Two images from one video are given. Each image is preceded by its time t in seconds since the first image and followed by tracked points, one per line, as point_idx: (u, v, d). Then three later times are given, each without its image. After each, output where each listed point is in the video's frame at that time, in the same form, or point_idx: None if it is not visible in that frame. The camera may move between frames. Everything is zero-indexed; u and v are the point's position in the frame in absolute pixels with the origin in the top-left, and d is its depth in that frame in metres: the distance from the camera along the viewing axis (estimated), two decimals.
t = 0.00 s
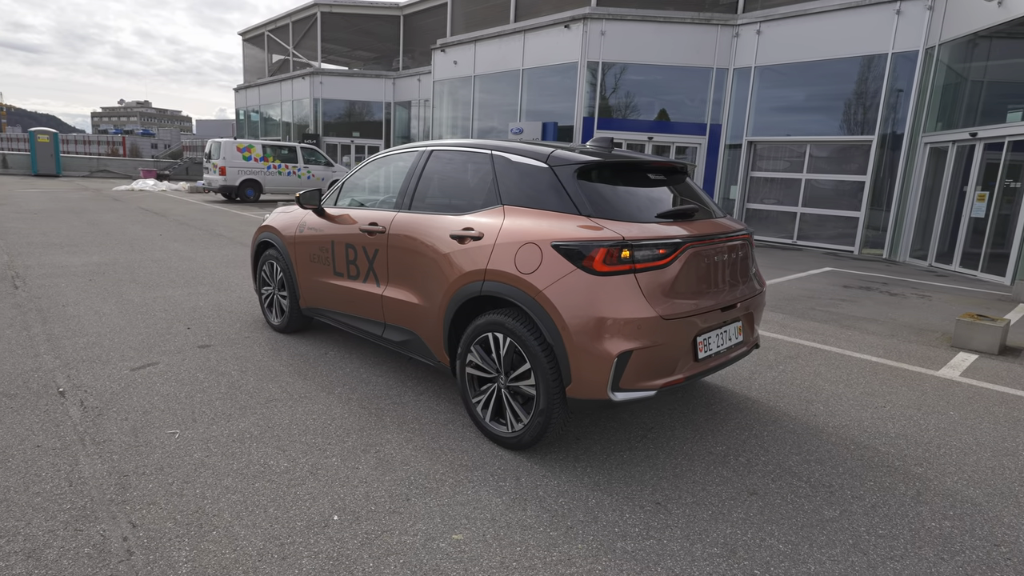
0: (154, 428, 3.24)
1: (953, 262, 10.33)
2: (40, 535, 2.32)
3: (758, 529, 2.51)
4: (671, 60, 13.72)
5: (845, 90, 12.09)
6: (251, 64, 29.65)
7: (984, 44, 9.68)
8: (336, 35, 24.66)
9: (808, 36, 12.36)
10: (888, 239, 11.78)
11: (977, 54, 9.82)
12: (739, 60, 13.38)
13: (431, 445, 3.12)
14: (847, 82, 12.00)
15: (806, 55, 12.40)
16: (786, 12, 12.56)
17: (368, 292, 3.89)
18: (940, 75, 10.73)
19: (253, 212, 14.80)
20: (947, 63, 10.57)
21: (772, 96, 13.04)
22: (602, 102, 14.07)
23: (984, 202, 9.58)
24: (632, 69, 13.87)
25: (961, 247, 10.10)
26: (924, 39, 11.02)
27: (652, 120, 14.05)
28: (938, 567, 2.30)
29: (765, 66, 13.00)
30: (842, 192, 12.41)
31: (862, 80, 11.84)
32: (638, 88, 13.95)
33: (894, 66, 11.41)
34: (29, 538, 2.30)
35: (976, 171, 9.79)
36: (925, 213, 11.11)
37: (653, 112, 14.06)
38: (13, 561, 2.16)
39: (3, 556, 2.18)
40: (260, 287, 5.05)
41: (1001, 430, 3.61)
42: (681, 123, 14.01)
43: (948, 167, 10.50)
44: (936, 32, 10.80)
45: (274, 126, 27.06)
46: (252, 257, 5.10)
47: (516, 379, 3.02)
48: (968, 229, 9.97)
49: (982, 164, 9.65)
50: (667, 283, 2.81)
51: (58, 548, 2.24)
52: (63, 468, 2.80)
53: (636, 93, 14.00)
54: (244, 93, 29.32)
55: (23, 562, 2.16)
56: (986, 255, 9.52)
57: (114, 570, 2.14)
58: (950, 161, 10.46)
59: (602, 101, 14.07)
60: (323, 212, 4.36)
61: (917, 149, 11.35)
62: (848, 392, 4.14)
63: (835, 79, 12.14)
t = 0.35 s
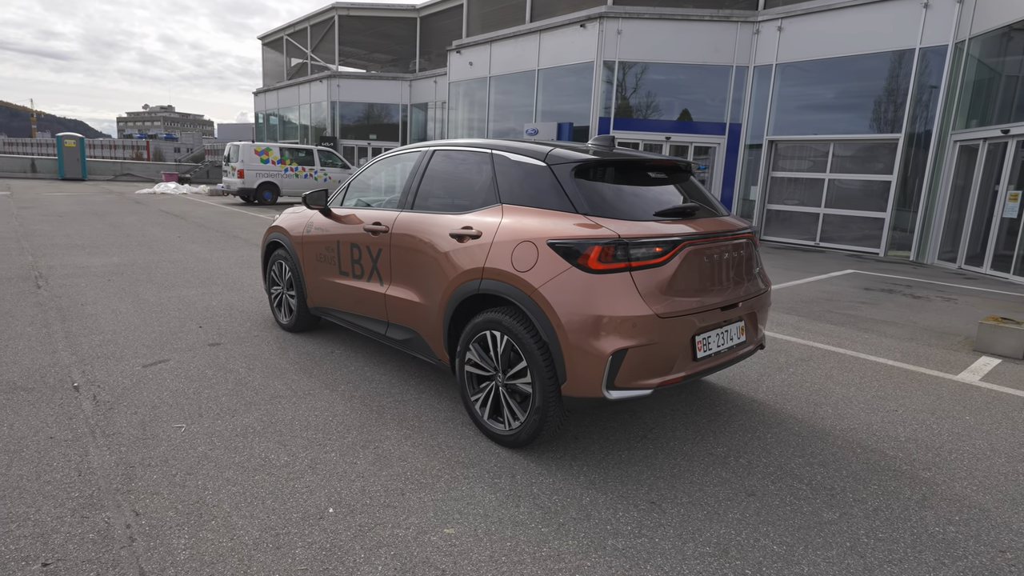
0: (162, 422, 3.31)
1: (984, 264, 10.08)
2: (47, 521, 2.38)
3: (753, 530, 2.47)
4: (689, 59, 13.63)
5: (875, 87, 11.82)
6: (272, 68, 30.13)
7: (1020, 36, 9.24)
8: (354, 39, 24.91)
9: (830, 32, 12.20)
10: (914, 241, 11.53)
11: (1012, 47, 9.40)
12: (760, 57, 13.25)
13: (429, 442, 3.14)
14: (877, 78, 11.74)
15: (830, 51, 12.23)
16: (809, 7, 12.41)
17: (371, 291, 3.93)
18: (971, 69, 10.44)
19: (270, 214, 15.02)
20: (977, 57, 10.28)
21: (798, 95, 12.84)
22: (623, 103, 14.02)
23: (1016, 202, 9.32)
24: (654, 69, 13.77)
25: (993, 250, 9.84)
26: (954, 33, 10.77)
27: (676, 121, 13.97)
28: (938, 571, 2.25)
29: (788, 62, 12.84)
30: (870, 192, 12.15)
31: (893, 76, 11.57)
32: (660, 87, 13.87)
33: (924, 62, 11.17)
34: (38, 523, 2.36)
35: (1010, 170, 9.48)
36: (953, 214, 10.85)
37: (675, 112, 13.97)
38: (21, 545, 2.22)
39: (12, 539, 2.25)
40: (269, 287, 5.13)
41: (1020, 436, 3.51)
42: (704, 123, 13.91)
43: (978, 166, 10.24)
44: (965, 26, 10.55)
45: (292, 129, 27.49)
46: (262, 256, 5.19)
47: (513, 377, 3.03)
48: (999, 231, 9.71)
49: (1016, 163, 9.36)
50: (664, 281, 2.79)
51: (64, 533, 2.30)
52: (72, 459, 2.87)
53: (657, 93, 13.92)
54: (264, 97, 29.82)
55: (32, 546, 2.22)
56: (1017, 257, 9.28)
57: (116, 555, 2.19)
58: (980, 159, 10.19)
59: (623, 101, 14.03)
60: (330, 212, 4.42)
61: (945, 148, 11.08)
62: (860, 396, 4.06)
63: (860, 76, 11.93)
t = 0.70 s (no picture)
0: (160, 418, 3.35)
1: (993, 268, 10.02)
2: (45, 512, 2.42)
3: (743, 529, 2.48)
4: (695, 60, 13.62)
5: (887, 89, 11.75)
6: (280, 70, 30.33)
7: None
8: (360, 40, 25.01)
9: (837, 33, 12.19)
10: (923, 244, 11.47)
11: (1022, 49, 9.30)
12: (767, 58, 13.22)
13: (423, 439, 3.17)
14: (888, 79, 11.67)
15: (839, 52, 12.19)
16: (816, 8, 12.38)
17: (369, 290, 3.96)
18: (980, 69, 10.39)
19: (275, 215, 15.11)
20: (987, 57, 10.19)
21: (806, 96, 12.80)
22: (631, 104, 14.01)
23: None
24: (662, 70, 13.76)
25: (1003, 253, 9.77)
26: (963, 33, 10.73)
27: (684, 122, 13.95)
28: (927, 571, 2.25)
29: (795, 63, 12.82)
30: (879, 194, 12.08)
31: (905, 76, 11.47)
32: (669, 89, 13.85)
33: (934, 62, 11.10)
34: (36, 514, 2.40)
35: (1019, 172, 9.40)
36: (962, 217, 10.79)
37: (683, 114, 13.94)
38: (19, 535, 2.26)
39: (11, 530, 2.29)
40: (270, 286, 5.18)
41: (1019, 439, 3.49)
42: (712, 125, 13.89)
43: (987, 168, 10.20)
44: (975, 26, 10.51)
45: (298, 130, 27.68)
46: (263, 256, 5.24)
47: (506, 375, 3.05)
48: (1009, 234, 9.64)
49: None
50: (657, 280, 2.80)
51: (61, 524, 2.34)
52: (72, 453, 2.92)
53: (665, 95, 13.90)
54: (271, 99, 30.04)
55: (29, 536, 2.26)
56: None
57: (111, 546, 2.22)
58: (989, 161, 10.14)
59: (631, 102, 14.01)
60: (330, 212, 4.46)
61: (953, 150, 11.03)
62: (858, 398, 4.05)
63: (870, 77, 11.88)
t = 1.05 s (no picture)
0: (148, 420, 3.35)
1: (975, 272, 10.15)
2: (27, 515, 2.42)
3: (728, 526, 2.52)
4: (689, 66, 13.69)
5: (874, 96, 11.86)
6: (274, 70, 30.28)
7: (1011, 48, 9.38)
8: (356, 41, 25.00)
9: (826, 41, 12.30)
10: (908, 248, 11.60)
11: (1004, 59, 9.53)
12: (758, 64, 13.34)
13: (414, 440, 3.19)
14: (876, 87, 11.78)
15: (827, 60, 12.31)
16: (806, 16, 12.51)
17: (362, 291, 3.98)
18: (962, 78, 10.57)
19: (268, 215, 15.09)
20: (968, 67, 10.41)
21: (797, 102, 12.90)
22: (627, 108, 14.05)
23: (1005, 210, 9.41)
24: (658, 75, 13.80)
25: (984, 257, 9.89)
26: (946, 45, 10.92)
27: (679, 126, 13.97)
28: (904, 566, 2.30)
29: (786, 70, 12.93)
30: (867, 200, 12.19)
31: (893, 85, 11.59)
32: (664, 94, 13.90)
33: (920, 71, 11.26)
34: (17, 518, 2.41)
35: (1001, 178, 9.56)
36: (946, 222, 10.93)
37: (679, 118, 13.97)
38: None
39: None
40: (262, 287, 5.18)
41: (997, 438, 3.55)
42: (707, 130, 13.93)
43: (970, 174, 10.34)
44: (958, 37, 10.68)
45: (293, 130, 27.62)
46: (255, 256, 5.24)
47: (497, 376, 3.08)
48: (988, 238, 9.79)
49: (1007, 172, 9.43)
50: (646, 282, 2.83)
51: (43, 528, 2.34)
52: (55, 455, 2.92)
53: (660, 99, 13.96)
54: (266, 99, 29.99)
55: (9, 540, 2.26)
56: (1007, 264, 9.37)
57: (95, 549, 2.23)
58: (971, 168, 10.29)
59: (627, 106, 14.05)
60: (323, 213, 4.48)
61: (939, 155, 11.16)
62: (842, 398, 4.11)
63: (858, 84, 11.99)
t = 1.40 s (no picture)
0: (138, 421, 3.35)
1: (960, 275, 10.29)
2: (16, 516, 2.43)
3: (715, 524, 2.56)
4: (681, 70, 13.79)
5: (863, 101, 11.99)
6: (267, 71, 30.19)
7: (996, 55, 9.55)
8: (349, 42, 24.96)
9: (816, 47, 12.43)
10: (896, 251, 11.73)
11: (989, 66, 9.69)
12: (749, 69, 13.46)
13: (406, 440, 3.21)
14: (864, 92, 11.91)
15: (817, 66, 12.45)
16: (797, 22, 12.64)
17: (354, 292, 4.00)
18: (948, 85, 10.72)
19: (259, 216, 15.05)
20: (954, 74, 10.57)
21: (787, 107, 13.02)
22: (620, 111, 14.11)
23: (989, 214, 9.56)
24: (650, 79, 13.89)
25: (969, 261, 10.03)
26: (931, 51, 11.07)
27: (671, 130, 14.06)
28: (887, 562, 2.34)
29: (776, 75, 13.05)
30: (855, 204, 12.32)
31: (881, 91, 11.73)
32: (656, 98, 13.98)
33: (907, 78, 11.39)
34: (5, 519, 2.41)
35: (985, 183, 9.71)
36: (933, 226, 11.07)
37: (672, 122, 14.06)
38: None
39: None
40: (254, 288, 5.18)
41: (978, 437, 3.61)
42: (699, 134, 14.03)
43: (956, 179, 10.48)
44: (944, 44, 10.84)
45: (286, 131, 27.55)
46: (247, 257, 5.24)
47: (489, 376, 3.11)
48: (974, 242, 9.93)
49: (992, 177, 9.57)
50: (636, 284, 2.87)
51: (32, 530, 2.35)
52: (44, 457, 2.91)
53: (653, 103, 14.03)
54: (259, 99, 29.89)
55: None
56: (991, 268, 9.50)
57: (84, 550, 2.23)
58: (957, 173, 10.43)
59: (620, 110, 14.12)
60: (316, 214, 4.49)
61: (926, 160, 11.30)
62: (829, 398, 4.16)
63: (847, 89, 12.13)
